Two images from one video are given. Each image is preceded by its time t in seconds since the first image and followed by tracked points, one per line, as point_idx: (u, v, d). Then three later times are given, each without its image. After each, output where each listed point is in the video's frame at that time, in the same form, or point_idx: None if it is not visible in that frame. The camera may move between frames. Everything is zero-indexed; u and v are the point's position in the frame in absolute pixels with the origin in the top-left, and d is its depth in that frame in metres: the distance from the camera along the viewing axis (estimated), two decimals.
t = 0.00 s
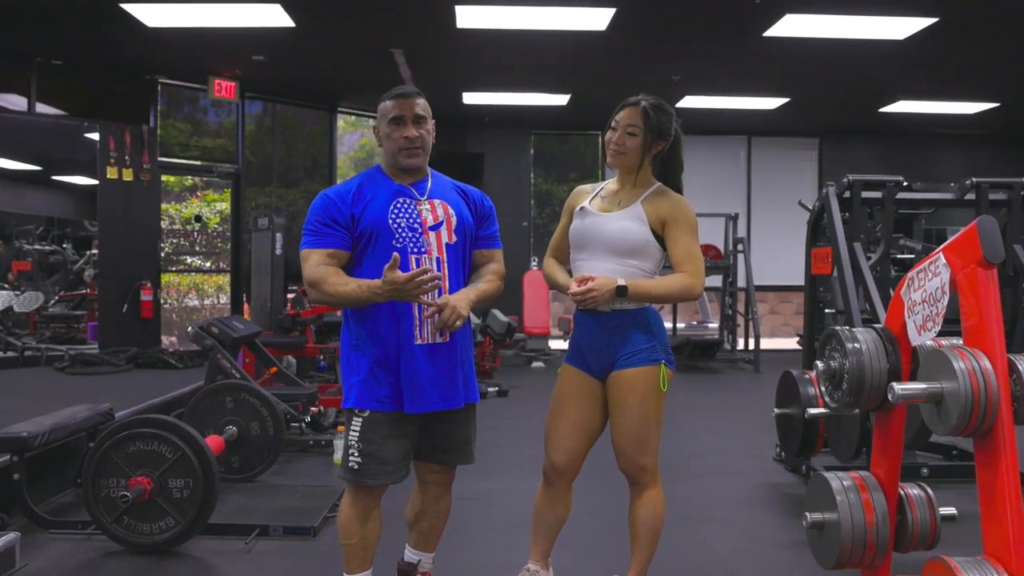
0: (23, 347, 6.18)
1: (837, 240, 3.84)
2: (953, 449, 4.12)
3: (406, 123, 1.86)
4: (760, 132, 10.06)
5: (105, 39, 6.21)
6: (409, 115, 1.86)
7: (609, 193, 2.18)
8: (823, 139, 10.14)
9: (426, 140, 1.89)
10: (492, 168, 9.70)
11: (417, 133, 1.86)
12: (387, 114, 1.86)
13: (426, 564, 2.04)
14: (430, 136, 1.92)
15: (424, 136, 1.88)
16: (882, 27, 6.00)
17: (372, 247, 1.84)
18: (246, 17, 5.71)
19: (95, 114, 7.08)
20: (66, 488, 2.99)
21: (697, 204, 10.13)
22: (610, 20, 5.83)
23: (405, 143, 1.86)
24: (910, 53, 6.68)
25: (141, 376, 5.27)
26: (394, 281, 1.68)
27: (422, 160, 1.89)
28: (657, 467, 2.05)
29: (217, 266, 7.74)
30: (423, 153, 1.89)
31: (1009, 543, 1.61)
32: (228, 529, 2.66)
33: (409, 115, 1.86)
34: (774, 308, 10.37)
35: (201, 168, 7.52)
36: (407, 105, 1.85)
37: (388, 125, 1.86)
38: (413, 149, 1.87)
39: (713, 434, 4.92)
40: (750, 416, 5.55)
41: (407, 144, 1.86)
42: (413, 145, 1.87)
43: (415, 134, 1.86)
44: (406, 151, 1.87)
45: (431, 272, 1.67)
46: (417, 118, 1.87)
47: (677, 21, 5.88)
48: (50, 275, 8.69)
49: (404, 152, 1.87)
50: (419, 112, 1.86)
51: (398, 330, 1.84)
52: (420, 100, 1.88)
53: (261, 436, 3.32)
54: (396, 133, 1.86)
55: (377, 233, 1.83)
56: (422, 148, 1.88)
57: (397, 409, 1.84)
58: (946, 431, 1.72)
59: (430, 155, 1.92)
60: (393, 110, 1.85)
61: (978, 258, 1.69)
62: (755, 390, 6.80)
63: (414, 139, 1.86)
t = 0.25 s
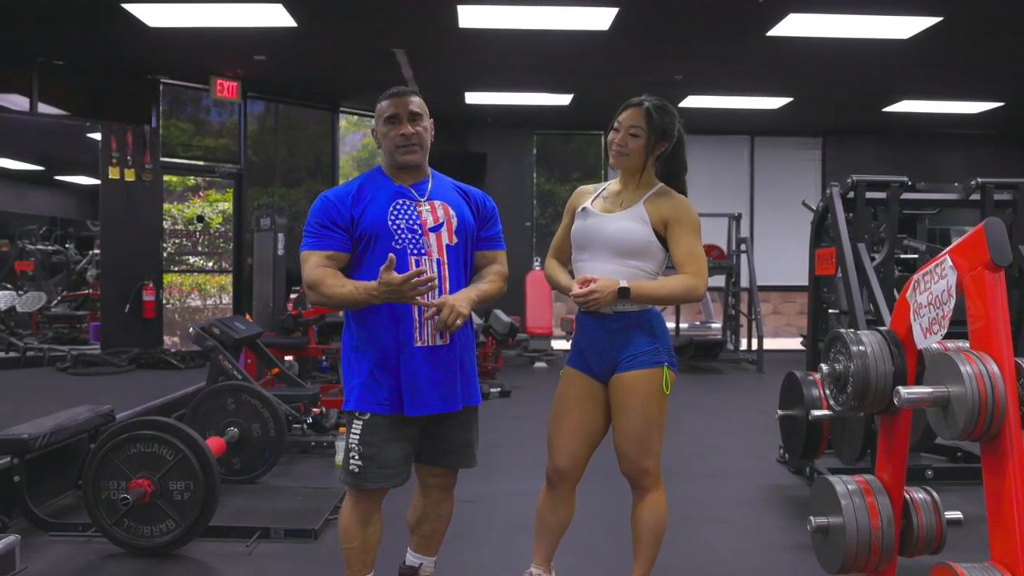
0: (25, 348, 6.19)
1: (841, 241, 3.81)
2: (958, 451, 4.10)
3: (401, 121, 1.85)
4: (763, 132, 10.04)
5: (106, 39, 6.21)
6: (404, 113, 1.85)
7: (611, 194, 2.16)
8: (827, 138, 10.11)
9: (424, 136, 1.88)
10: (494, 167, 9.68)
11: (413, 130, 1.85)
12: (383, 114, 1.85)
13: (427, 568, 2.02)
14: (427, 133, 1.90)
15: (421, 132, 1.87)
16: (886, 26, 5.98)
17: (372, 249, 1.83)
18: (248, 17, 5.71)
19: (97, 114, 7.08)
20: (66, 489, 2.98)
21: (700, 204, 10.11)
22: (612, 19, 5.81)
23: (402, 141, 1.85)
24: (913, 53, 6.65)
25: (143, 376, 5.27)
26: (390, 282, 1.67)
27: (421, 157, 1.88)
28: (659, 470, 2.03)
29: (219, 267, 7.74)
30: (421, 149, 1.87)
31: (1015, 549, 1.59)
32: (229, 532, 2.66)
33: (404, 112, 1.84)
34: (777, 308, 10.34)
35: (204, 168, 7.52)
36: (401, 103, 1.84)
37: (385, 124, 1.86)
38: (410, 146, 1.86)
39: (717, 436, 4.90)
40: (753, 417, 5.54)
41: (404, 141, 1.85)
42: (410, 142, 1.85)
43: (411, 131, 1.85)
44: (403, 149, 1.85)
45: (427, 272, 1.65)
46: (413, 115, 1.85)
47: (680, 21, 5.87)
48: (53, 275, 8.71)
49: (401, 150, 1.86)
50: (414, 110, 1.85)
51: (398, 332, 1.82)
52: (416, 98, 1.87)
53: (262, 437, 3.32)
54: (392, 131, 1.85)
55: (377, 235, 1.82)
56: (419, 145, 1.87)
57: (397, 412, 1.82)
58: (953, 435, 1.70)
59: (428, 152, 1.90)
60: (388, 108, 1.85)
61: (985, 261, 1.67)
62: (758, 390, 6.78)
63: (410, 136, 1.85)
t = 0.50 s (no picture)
0: (31, 349, 6.20)
1: (847, 243, 3.78)
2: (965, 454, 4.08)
3: (405, 124, 1.84)
4: (767, 132, 10.01)
5: (112, 40, 6.22)
6: (407, 116, 1.84)
7: (615, 197, 2.15)
8: (832, 139, 10.08)
9: (426, 139, 1.87)
10: (499, 168, 9.67)
11: (416, 132, 1.84)
12: (386, 117, 1.84)
13: (432, 572, 2.01)
14: (430, 136, 1.89)
15: (424, 135, 1.86)
16: (892, 27, 5.95)
17: (375, 252, 1.82)
18: (252, 18, 5.71)
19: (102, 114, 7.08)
20: (70, 492, 2.98)
21: (705, 205, 10.08)
22: (618, 20, 5.79)
23: (405, 144, 1.84)
24: (920, 53, 6.61)
25: (147, 378, 5.27)
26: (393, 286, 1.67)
27: (423, 160, 1.87)
28: (665, 475, 2.02)
29: (224, 268, 7.75)
30: (424, 152, 1.87)
31: None
32: (234, 535, 2.65)
33: (407, 115, 1.84)
34: (782, 309, 10.31)
35: (208, 169, 7.52)
36: (404, 105, 1.83)
37: (388, 127, 1.85)
38: (413, 149, 1.85)
39: (722, 438, 4.88)
40: (758, 419, 5.52)
41: (407, 144, 1.84)
42: (413, 144, 1.84)
43: (414, 133, 1.84)
44: (406, 151, 1.84)
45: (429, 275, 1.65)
46: (416, 118, 1.84)
47: (684, 21, 5.85)
48: (58, 277, 8.73)
49: (404, 153, 1.85)
50: (418, 112, 1.84)
51: (402, 335, 1.81)
52: (418, 101, 1.86)
53: (266, 439, 3.31)
54: (395, 134, 1.84)
55: (380, 238, 1.81)
56: (423, 148, 1.86)
57: (402, 416, 1.81)
58: (962, 441, 1.69)
59: (431, 155, 1.90)
60: (391, 111, 1.84)
61: (994, 265, 1.66)
62: (763, 392, 6.76)
63: (414, 139, 1.84)
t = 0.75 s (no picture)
0: (35, 350, 6.21)
1: (853, 244, 3.75)
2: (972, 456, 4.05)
3: (408, 126, 1.83)
4: (773, 132, 9.98)
5: (116, 41, 6.22)
6: (411, 118, 1.83)
7: (620, 199, 2.14)
8: (837, 139, 10.05)
9: (430, 141, 1.86)
10: (503, 169, 9.66)
11: (421, 134, 1.83)
12: (389, 119, 1.83)
13: None
14: (434, 137, 1.88)
15: (428, 136, 1.85)
16: (898, 27, 5.93)
17: (381, 254, 1.81)
18: (256, 18, 5.71)
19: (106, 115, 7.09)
20: (75, 493, 2.99)
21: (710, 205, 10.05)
22: (622, 20, 5.78)
23: (409, 146, 1.83)
24: (926, 53, 6.58)
25: (152, 379, 5.27)
26: (401, 290, 1.65)
27: (428, 161, 1.86)
28: (671, 478, 2.01)
29: (229, 268, 7.75)
30: (429, 154, 1.85)
31: None
32: (238, 537, 2.65)
33: (410, 117, 1.83)
34: (787, 310, 10.15)
35: (212, 170, 7.52)
36: (408, 107, 1.83)
37: (391, 129, 1.83)
38: (417, 150, 1.83)
39: (727, 440, 4.86)
40: (763, 421, 5.50)
41: (411, 145, 1.83)
42: (417, 146, 1.83)
43: (418, 135, 1.83)
44: (411, 153, 1.83)
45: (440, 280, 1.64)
46: (420, 119, 1.83)
47: (689, 22, 5.83)
48: (63, 277, 8.74)
49: (408, 155, 1.83)
50: (421, 114, 1.83)
51: (408, 337, 1.80)
52: (421, 102, 1.85)
53: (270, 441, 3.31)
54: (399, 136, 1.83)
55: (385, 240, 1.80)
56: (427, 150, 1.85)
57: (408, 419, 1.80)
58: (971, 446, 1.68)
59: (435, 157, 1.88)
60: (394, 113, 1.83)
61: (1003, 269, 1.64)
62: (769, 393, 6.74)
63: (417, 140, 1.83)
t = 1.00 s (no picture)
0: (43, 349, 6.25)
1: (862, 245, 3.72)
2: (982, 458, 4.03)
3: (419, 123, 1.82)
4: (780, 132, 9.94)
5: (123, 41, 6.24)
6: (421, 115, 1.82)
7: (628, 200, 2.12)
8: (844, 138, 10.01)
9: (440, 139, 1.85)
10: (510, 168, 9.65)
11: (431, 131, 1.82)
12: (399, 116, 1.82)
13: None
14: (444, 136, 1.88)
15: (438, 135, 1.84)
16: (907, 26, 5.90)
17: (389, 253, 1.80)
18: (263, 19, 5.71)
19: (113, 114, 7.11)
20: (82, 494, 2.99)
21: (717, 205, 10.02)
22: (629, 20, 5.76)
23: (420, 143, 1.82)
24: (935, 52, 6.54)
25: (159, 378, 5.28)
26: (410, 292, 1.65)
27: (437, 160, 1.85)
28: (679, 480, 1.99)
29: (236, 268, 7.77)
30: (438, 152, 1.85)
31: None
32: (245, 538, 2.65)
33: (421, 114, 1.82)
34: (794, 310, 10.20)
35: (219, 169, 7.54)
36: (418, 104, 1.82)
37: (401, 126, 1.82)
38: (427, 148, 1.83)
39: (735, 440, 4.84)
40: (771, 421, 5.48)
41: (422, 143, 1.82)
42: (427, 144, 1.83)
43: (429, 133, 1.82)
44: (421, 151, 1.83)
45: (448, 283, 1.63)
46: (430, 117, 1.83)
47: (695, 21, 5.81)
48: (71, 277, 8.78)
49: (418, 153, 1.83)
50: (431, 111, 1.82)
51: (415, 337, 1.80)
52: (431, 100, 1.85)
53: (277, 441, 3.31)
54: (409, 133, 1.82)
55: (393, 238, 1.79)
56: (436, 148, 1.84)
57: (415, 419, 1.80)
58: (983, 449, 1.67)
59: (444, 156, 1.88)
60: (405, 111, 1.82)
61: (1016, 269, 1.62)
62: (776, 393, 6.72)
63: (428, 138, 1.82)
